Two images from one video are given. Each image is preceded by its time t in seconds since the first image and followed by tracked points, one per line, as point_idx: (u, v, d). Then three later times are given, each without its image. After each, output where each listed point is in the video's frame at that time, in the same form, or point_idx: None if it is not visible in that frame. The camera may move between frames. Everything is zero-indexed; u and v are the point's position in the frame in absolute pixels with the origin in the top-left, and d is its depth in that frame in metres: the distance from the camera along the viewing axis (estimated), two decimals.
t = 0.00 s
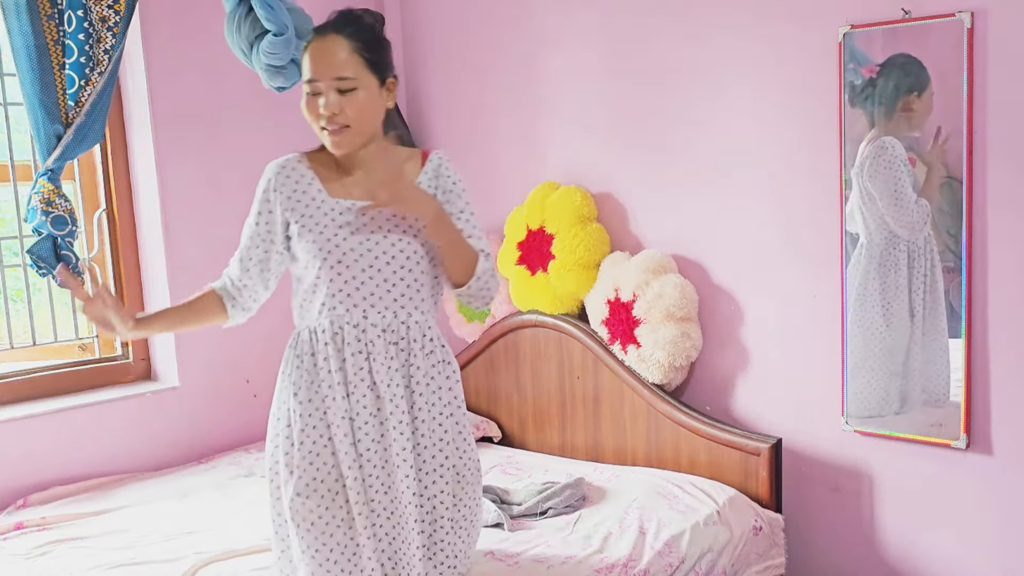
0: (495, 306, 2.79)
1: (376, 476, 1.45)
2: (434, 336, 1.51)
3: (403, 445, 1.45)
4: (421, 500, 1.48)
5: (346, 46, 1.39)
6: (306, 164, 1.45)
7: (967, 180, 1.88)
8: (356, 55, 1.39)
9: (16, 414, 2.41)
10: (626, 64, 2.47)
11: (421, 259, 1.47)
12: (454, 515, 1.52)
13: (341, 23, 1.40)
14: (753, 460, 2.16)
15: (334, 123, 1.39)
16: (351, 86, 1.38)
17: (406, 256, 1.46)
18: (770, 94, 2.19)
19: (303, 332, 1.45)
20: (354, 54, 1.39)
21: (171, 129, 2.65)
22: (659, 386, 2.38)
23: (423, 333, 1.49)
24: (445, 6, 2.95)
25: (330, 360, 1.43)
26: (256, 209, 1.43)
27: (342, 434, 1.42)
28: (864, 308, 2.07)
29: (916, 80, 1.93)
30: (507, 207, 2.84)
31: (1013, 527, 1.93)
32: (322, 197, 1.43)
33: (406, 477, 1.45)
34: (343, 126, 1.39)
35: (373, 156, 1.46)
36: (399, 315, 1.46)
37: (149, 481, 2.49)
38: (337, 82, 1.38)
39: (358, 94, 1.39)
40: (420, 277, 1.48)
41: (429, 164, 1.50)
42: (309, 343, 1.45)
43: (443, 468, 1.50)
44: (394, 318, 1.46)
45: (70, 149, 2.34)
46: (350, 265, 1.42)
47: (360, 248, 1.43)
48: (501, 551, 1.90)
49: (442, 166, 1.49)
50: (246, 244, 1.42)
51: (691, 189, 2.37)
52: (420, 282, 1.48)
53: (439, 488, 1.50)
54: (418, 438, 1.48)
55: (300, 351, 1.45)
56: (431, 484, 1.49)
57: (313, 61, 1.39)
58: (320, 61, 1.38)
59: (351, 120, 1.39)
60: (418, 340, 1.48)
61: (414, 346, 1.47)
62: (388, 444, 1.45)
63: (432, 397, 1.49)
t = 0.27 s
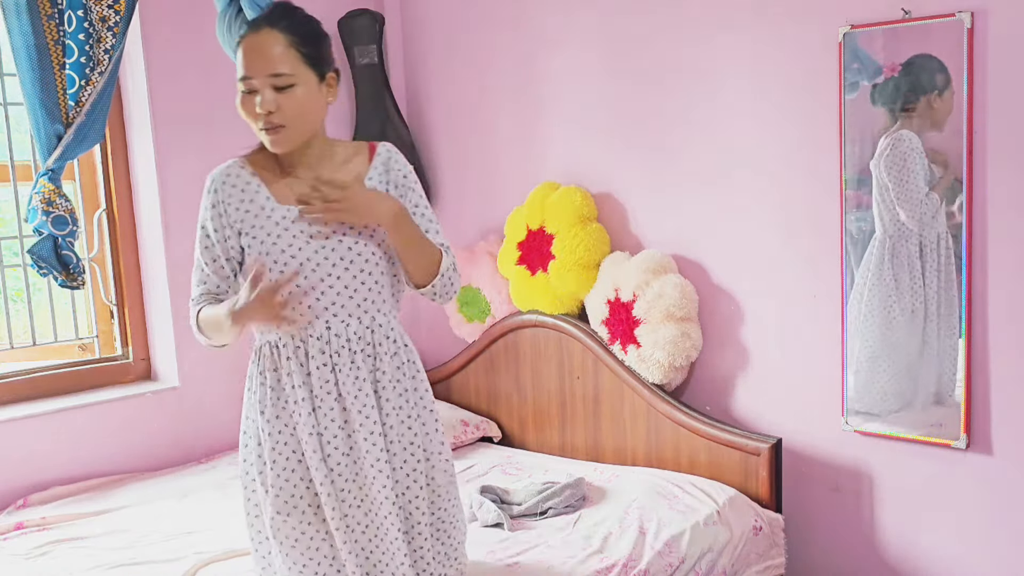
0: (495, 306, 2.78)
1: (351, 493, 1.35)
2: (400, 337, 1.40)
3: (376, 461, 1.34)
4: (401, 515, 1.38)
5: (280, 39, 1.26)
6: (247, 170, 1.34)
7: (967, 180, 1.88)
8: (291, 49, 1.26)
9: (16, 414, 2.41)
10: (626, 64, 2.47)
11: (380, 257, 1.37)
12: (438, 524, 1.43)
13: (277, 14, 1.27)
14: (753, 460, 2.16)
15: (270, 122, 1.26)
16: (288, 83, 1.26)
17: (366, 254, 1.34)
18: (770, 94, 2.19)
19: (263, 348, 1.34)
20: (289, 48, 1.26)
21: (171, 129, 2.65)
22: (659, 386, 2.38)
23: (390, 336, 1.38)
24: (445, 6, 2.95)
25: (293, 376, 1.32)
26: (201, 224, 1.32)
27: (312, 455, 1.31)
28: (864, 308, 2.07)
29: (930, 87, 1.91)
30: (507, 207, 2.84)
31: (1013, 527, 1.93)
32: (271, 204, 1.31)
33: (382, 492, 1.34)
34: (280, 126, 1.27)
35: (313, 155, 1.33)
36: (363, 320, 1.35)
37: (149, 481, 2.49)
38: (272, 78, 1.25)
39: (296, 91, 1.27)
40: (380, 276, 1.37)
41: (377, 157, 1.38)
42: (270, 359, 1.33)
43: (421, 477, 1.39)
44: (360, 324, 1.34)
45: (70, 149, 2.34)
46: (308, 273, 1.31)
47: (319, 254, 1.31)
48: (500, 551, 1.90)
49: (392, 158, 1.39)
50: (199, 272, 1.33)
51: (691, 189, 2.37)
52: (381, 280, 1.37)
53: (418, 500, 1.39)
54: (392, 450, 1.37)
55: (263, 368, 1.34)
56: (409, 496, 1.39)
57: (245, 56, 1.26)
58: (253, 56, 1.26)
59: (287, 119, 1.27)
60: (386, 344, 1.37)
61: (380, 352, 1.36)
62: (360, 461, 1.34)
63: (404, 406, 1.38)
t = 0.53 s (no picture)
0: (495, 305, 2.78)
1: (345, 497, 1.34)
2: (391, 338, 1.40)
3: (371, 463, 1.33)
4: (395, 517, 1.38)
5: (261, 41, 1.27)
6: (224, 174, 1.33)
7: (967, 179, 1.88)
8: (272, 50, 1.28)
9: (16, 414, 2.41)
10: (626, 64, 2.46)
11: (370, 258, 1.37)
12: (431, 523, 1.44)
13: (253, 15, 1.27)
14: (753, 460, 2.16)
15: (257, 125, 1.27)
16: (272, 85, 1.27)
17: (357, 256, 1.35)
18: (770, 94, 2.19)
19: (256, 353, 1.33)
20: (271, 50, 1.27)
21: (171, 129, 2.65)
22: (659, 386, 2.38)
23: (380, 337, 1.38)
24: (445, 6, 2.95)
25: (287, 381, 1.31)
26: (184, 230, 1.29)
27: (308, 460, 1.30)
28: (863, 308, 2.07)
29: (940, 89, 1.90)
30: (507, 207, 2.84)
31: (1013, 528, 1.93)
32: (256, 209, 1.32)
33: (378, 494, 1.34)
34: (267, 129, 1.27)
35: (288, 157, 1.35)
36: (355, 322, 1.35)
37: (149, 481, 2.49)
38: (258, 81, 1.26)
39: (280, 94, 1.28)
40: (369, 277, 1.38)
41: (354, 154, 1.40)
42: (263, 366, 1.32)
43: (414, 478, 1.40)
44: (353, 326, 1.35)
45: (70, 149, 2.34)
46: (301, 277, 1.31)
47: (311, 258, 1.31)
48: (500, 551, 1.90)
49: (369, 155, 1.41)
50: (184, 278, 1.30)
51: (691, 189, 2.37)
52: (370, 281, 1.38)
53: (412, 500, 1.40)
54: (386, 452, 1.37)
55: (256, 374, 1.33)
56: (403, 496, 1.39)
57: (226, 59, 1.26)
58: (236, 61, 1.26)
59: (276, 122, 1.28)
60: (378, 346, 1.37)
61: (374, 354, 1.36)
62: (355, 464, 1.34)
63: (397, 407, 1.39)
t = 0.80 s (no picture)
0: (495, 306, 2.78)
1: (344, 502, 1.27)
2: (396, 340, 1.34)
3: (371, 465, 1.26)
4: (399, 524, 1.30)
5: (308, 35, 1.24)
6: (229, 171, 1.28)
7: (967, 179, 1.88)
8: (316, 45, 1.25)
9: (16, 414, 2.41)
10: (626, 64, 2.46)
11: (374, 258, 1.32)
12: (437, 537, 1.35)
13: (291, 11, 1.25)
14: (753, 460, 2.16)
15: (310, 116, 1.24)
16: (321, 78, 1.25)
17: (361, 255, 1.30)
18: (770, 94, 2.19)
19: (256, 352, 1.28)
20: (316, 45, 1.25)
21: (171, 129, 2.65)
22: (659, 386, 2.38)
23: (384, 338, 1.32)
24: (445, 6, 2.94)
25: (285, 380, 1.26)
26: (186, 229, 1.25)
27: (304, 461, 1.24)
28: (863, 308, 2.07)
29: (936, 85, 1.90)
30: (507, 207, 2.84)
31: (1013, 527, 1.93)
32: (260, 207, 1.26)
33: (377, 498, 1.27)
34: (319, 120, 1.25)
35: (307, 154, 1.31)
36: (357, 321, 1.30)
37: (149, 481, 2.49)
38: (310, 73, 1.23)
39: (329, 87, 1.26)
40: (374, 277, 1.33)
41: (364, 158, 1.36)
42: (262, 365, 1.27)
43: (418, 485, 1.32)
44: (355, 325, 1.30)
45: (70, 149, 2.35)
46: (302, 275, 1.26)
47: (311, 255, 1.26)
48: (500, 551, 1.91)
49: (378, 159, 1.37)
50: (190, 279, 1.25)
51: (691, 189, 2.37)
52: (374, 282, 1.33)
53: (415, 509, 1.32)
54: (388, 456, 1.29)
55: (255, 374, 1.28)
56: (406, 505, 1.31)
57: (273, 51, 1.21)
58: (286, 53, 1.22)
59: (326, 114, 1.25)
60: (382, 346, 1.31)
61: (376, 354, 1.30)
62: (355, 467, 1.27)
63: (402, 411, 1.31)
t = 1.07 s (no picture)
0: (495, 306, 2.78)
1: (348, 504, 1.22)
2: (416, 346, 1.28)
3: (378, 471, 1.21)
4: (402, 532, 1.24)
5: (322, 38, 1.22)
6: (255, 169, 1.25)
7: (967, 179, 1.88)
8: (331, 49, 1.22)
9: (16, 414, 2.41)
10: (627, 64, 2.46)
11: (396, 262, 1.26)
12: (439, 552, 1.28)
13: (311, 13, 1.22)
14: (753, 460, 2.16)
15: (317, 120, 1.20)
16: (335, 83, 1.22)
17: (381, 257, 1.25)
18: (771, 94, 2.19)
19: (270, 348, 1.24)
20: (331, 48, 1.22)
21: (171, 129, 2.65)
22: (659, 386, 2.38)
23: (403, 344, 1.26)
24: (445, 7, 2.95)
25: (295, 377, 1.21)
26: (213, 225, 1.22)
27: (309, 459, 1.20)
28: (863, 308, 2.06)
29: (936, 86, 1.90)
30: (507, 207, 2.84)
31: (1012, 527, 1.93)
32: (283, 205, 1.22)
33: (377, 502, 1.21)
34: (326, 125, 1.21)
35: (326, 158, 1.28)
36: (373, 323, 1.24)
37: (149, 481, 2.49)
38: (318, 78, 1.21)
39: (342, 92, 1.23)
40: (395, 281, 1.27)
41: (392, 163, 1.31)
42: (275, 361, 1.23)
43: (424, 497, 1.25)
44: (370, 327, 1.24)
45: (70, 149, 2.34)
46: (320, 273, 1.22)
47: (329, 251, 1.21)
48: (500, 551, 1.91)
49: (407, 165, 1.32)
50: (212, 277, 1.22)
51: (691, 189, 2.37)
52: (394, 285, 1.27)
53: (419, 522, 1.25)
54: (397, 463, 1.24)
55: (268, 370, 1.23)
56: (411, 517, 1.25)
57: (286, 53, 1.20)
58: (301, 55, 1.20)
59: (335, 118, 1.21)
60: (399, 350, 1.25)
61: (390, 357, 1.24)
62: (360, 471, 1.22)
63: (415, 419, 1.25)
